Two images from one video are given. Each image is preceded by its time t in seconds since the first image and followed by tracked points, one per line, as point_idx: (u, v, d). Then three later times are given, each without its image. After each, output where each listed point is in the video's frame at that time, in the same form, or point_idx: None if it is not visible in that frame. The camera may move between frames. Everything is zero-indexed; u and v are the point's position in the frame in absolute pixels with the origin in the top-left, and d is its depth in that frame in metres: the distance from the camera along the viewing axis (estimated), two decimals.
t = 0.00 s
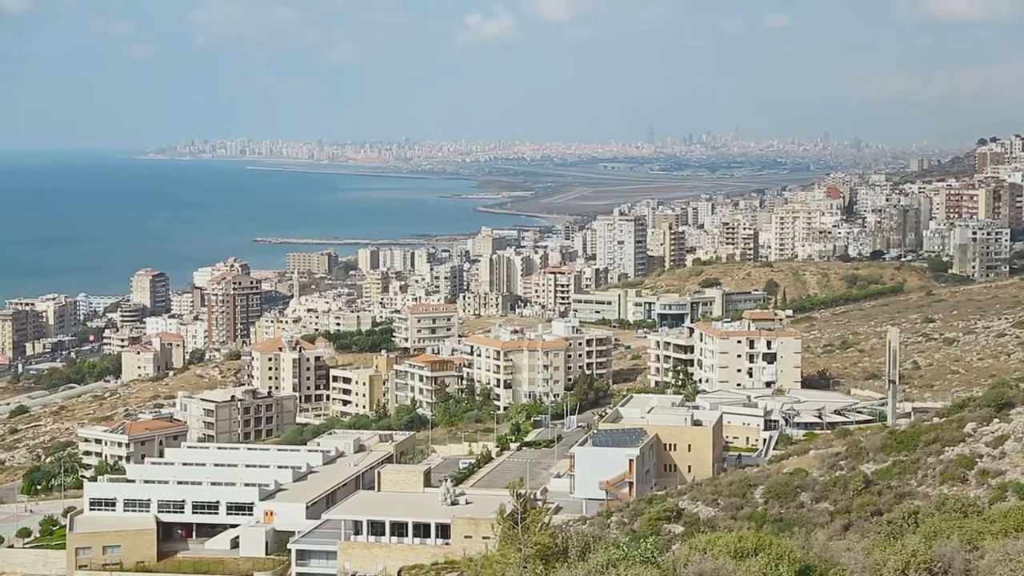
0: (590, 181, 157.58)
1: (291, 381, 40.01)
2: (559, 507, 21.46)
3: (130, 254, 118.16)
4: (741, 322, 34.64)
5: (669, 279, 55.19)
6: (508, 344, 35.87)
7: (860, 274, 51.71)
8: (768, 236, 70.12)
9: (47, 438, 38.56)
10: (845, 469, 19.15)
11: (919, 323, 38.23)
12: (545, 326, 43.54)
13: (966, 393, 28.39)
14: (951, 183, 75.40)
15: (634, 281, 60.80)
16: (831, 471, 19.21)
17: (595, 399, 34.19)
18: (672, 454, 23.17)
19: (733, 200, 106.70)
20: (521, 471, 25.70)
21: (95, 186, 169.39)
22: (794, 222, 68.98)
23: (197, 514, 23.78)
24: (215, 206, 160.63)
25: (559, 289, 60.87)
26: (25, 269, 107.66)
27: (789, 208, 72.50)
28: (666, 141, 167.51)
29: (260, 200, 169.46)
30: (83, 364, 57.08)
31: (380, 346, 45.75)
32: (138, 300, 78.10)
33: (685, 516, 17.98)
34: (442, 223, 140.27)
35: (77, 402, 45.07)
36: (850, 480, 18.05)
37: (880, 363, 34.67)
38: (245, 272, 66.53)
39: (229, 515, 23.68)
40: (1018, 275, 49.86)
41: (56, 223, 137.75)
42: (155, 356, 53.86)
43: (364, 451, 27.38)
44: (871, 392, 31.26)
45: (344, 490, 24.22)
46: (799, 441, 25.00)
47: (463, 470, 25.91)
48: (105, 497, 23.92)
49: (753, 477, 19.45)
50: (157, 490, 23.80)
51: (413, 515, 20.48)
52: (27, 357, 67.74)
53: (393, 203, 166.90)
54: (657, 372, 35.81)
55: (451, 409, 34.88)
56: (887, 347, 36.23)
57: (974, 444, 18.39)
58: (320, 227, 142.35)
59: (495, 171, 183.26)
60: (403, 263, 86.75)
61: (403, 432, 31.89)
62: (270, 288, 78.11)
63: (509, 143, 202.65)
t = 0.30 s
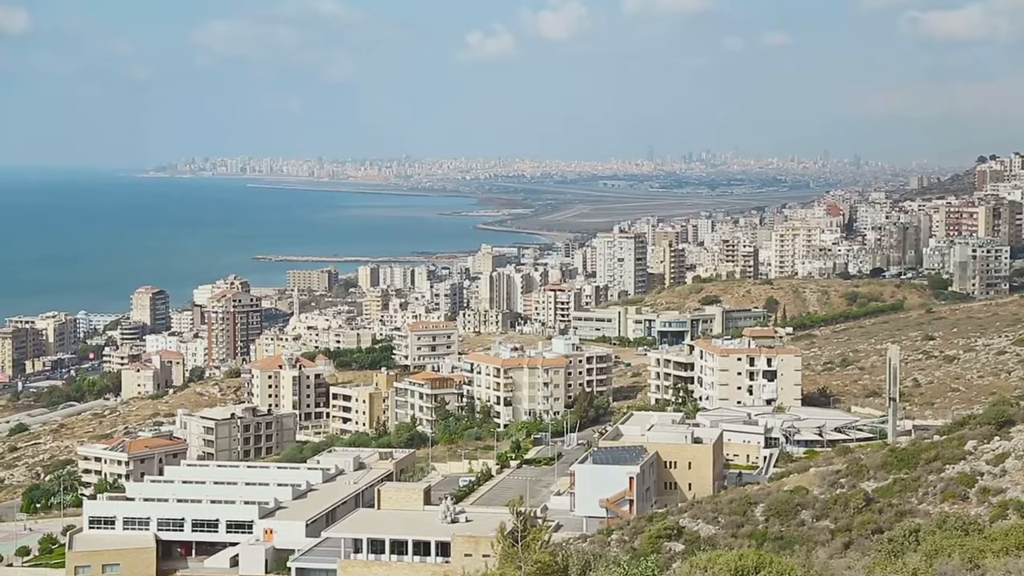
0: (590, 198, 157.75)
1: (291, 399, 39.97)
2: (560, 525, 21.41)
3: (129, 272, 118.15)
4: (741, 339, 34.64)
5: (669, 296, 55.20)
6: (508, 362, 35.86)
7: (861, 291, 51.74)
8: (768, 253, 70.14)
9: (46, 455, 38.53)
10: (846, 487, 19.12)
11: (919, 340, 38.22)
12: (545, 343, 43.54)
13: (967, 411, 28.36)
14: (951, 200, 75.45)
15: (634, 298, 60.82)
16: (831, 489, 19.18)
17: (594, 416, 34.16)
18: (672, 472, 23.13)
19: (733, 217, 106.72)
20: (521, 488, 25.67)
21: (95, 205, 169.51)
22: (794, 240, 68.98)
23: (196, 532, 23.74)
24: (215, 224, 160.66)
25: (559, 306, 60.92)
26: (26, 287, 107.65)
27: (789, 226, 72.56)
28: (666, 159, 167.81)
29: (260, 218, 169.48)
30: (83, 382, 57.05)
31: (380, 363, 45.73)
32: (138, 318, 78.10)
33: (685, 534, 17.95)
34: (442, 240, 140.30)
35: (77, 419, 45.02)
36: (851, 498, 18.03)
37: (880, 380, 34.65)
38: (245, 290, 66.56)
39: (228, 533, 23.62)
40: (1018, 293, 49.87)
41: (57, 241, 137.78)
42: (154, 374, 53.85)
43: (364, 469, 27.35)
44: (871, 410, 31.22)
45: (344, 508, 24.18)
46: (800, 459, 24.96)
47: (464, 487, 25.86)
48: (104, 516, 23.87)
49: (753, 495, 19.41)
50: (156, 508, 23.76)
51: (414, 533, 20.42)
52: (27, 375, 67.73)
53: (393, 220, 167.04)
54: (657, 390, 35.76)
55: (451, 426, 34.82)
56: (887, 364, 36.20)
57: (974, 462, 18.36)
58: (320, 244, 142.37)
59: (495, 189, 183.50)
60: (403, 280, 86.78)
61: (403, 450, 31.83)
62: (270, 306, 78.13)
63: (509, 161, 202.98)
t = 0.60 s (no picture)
0: (590, 213, 157.90)
1: (291, 414, 39.94)
2: (559, 541, 21.38)
3: (129, 287, 118.17)
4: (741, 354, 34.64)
5: (669, 311, 55.21)
6: (508, 377, 35.83)
7: (861, 306, 51.78)
8: (768, 268, 70.16)
9: (46, 471, 38.50)
10: (846, 502, 19.09)
11: (920, 355, 38.21)
12: (545, 358, 43.52)
13: (967, 427, 28.34)
14: (951, 215, 75.51)
15: (634, 313, 60.86)
16: (832, 505, 19.15)
17: (595, 432, 34.14)
18: (672, 487, 23.10)
19: (733, 232, 106.75)
20: (522, 504, 25.65)
21: (95, 220, 169.65)
22: (794, 255, 69.00)
23: (197, 547, 23.65)
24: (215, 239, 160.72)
25: (559, 321, 60.94)
26: (26, 302, 107.69)
27: (789, 240, 72.63)
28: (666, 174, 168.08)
29: (261, 234, 169.58)
30: (83, 398, 57.03)
31: (380, 379, 45.71)
32: (138, 333, 78.08)
33: (685, 550, 17.94)
34: (442, 255, 140.35)
35: (77, 435, 44.98)
36: (851, 514, 18.02)
37: (881, 396, 34.62)
38: (245, 305, 66.57)
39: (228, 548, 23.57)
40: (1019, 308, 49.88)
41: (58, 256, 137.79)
42: (154, 390, 53.86)
43: (364, 484, 27.31)
44: (872, 425, 31.20)
45: (343, 523, 24.15)
46: (800, 474, 24.94)
47: (463, 503, 25.83)
48: (104, 531, 23.85)
49: (753, 511, 19.37)
50: (155, 523, 23.74)
51: (413, 549, 20.40)
52: (27, 391, 67.70)
53: (394, 236, 167.16)
54: (657, 405, 35.71)
55: (451, 441, 34.77)
56: (888, 380, 36.18)
57: (975, 478, 18.34)
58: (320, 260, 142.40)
59: (496, 204, 183.74)
60: (403, 295, 86.80)
61: (403, 465, 31.79)
62: (270, 321, 78.15)
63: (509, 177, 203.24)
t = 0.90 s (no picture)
0: (590, 229, 157.98)
1: (290, 429, 39.88)
2: (559, 557, 21.34)
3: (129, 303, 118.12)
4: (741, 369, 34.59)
5: (669, 326, 55.18)
6: (508, 392, 35.79)
7: (861, 321, 51.79)
8: (769, 283, 70.16)
9: (45, 487, 38.44)
10: (847, 517, 19.05)
11: (920, 371, 38.17)
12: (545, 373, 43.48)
13: (968, 442, 28.29)
14: (950, 231, 75.54)
15: (634, 328, 60.84)
16: (833, 520, 19.10)
17: (595, 447, 34.11)
18: (672, 502, 23.06)
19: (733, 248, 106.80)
20: (522, 519, 25.60)
21: (95, 234, 169.68)
22: (794, 269, 68.98)
23: (196, 563, 23.61)
24: (215, 255, 160.76)
25: (559, 336, 60.96)
26: (26, 318, 107.61)
27: (789, 255, 72.65)
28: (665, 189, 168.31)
29: (261, 249, 169.58)
30: (83, 413, 56.99)
31: (380, 394, 45.69)
32: (138, 348, 78.05)
33: (685, 566, 17.93)
34: (441, 270, 140.36)
35: (76, 451, 44.94)
36: (852, 529, 17.99)
37: (881, 411, 34.58)
38: (245, 320, 66.57)
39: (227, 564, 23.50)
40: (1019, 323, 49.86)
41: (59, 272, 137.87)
42: (154, 405, 53.84)
43: (364, 500, 27.27)
44: (872, 440, 31.15)
45: (343, 539, 24.11)
46: (800, 490, 24.90)
47: (464, 518, 25.79)
48: (103, 547, 23.85)
49: (754, 526, 19.33)
50: (154, 539, 23.72)
51: (412, 564, 20.37)
52: (26, 406, 67.63)
53: (394, 250, 167.21)
54: (657, 420, 35.69)
55: (451, 456, 34.71)
56: (888, 395, 36.13)
57: (976, 493, 18.31)
58: (319, 275, 142.36)
59: (496, 219, 183.82)
60: (403, 310, 86.80)
61: (403, 480, 31.75)
62: (271, 337, 78.14)
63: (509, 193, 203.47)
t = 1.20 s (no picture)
0: (590, 245, 158.04)
1: (290, 446, 39.83)
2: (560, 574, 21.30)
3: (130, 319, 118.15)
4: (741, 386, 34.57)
5: (669, 343, 55.16)
6: (508, 409, 35.76)
7: (861, 338, 51.79)
8: (769, 300, 70.19)
9: (44, 505, 38.38)
10: (848, 535, 19.03)
11: (920, 387, 38.15)
12: (545, 390, 43.46)
13: (968, 459, 28.26)
14: (951, 247, 75.57)
15: (634, 344, 60.84)
16: (833, 537, 19.08)
17: (595, 464, 34.09)
18: (672, 519, 23.02)
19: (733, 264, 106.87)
20: (522, 537, 25.56)
21: (96, 252, 169.74)
22: (794, 287, 68.98)
23: None
24: (215, 271, 160.83)
25: (559, 352, 60.95)
26: (27, 335, 107.63)
27: (789, 272, 72.67)
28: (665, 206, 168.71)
29: (261, 265, 169.65)
30: (83, 430, 56.96)
31: (380, 411, 45.66)
32: (138, 365, 78.02)
33: None
34: (442, 286, 140.37)
35: (76, 468, 44.91)
36: (853, 547, 17.96)
37: (881, 428, 34.55)
38: (245, 337, 66.56)
39: None
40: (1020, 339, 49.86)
41: (59, 289, 137.92)
42: (154, 422, 53.81)
43: (364, 517, 27.22)
44: (873, 457, 31.12)
45: (343, 556, 24.07)
46: (800, 507, 24.87)
47: (464, 534, 25.74)
48: (103, 564, 23.82)
49: (755, 543, 19.30)
50: (154, 556, 23.71)
51: None
52: (26, 423, 67.58)
53: (394, 267, 167.26)
54: (657, 437, 35.64)
55: (451, 473, 34.65)
56: (888, 412, 36.10)
57: (977, 511, 18.29)
58: (320, 291, 142.39)
59: (496, 235, 183.85)
60: (404, 327, 86.80)
61: (403, 498, 31.71)
62: (271, 353, 78.11)
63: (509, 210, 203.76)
